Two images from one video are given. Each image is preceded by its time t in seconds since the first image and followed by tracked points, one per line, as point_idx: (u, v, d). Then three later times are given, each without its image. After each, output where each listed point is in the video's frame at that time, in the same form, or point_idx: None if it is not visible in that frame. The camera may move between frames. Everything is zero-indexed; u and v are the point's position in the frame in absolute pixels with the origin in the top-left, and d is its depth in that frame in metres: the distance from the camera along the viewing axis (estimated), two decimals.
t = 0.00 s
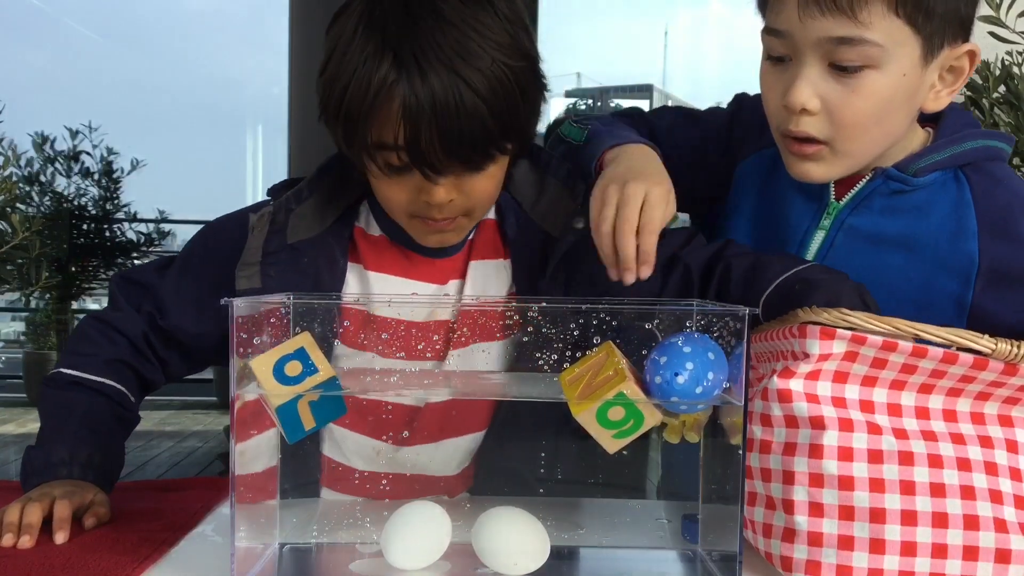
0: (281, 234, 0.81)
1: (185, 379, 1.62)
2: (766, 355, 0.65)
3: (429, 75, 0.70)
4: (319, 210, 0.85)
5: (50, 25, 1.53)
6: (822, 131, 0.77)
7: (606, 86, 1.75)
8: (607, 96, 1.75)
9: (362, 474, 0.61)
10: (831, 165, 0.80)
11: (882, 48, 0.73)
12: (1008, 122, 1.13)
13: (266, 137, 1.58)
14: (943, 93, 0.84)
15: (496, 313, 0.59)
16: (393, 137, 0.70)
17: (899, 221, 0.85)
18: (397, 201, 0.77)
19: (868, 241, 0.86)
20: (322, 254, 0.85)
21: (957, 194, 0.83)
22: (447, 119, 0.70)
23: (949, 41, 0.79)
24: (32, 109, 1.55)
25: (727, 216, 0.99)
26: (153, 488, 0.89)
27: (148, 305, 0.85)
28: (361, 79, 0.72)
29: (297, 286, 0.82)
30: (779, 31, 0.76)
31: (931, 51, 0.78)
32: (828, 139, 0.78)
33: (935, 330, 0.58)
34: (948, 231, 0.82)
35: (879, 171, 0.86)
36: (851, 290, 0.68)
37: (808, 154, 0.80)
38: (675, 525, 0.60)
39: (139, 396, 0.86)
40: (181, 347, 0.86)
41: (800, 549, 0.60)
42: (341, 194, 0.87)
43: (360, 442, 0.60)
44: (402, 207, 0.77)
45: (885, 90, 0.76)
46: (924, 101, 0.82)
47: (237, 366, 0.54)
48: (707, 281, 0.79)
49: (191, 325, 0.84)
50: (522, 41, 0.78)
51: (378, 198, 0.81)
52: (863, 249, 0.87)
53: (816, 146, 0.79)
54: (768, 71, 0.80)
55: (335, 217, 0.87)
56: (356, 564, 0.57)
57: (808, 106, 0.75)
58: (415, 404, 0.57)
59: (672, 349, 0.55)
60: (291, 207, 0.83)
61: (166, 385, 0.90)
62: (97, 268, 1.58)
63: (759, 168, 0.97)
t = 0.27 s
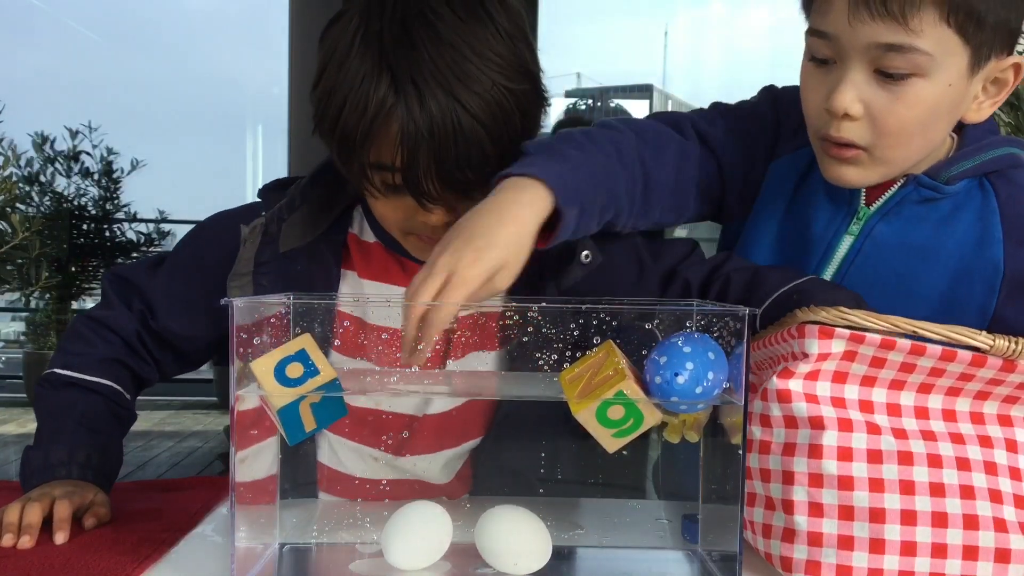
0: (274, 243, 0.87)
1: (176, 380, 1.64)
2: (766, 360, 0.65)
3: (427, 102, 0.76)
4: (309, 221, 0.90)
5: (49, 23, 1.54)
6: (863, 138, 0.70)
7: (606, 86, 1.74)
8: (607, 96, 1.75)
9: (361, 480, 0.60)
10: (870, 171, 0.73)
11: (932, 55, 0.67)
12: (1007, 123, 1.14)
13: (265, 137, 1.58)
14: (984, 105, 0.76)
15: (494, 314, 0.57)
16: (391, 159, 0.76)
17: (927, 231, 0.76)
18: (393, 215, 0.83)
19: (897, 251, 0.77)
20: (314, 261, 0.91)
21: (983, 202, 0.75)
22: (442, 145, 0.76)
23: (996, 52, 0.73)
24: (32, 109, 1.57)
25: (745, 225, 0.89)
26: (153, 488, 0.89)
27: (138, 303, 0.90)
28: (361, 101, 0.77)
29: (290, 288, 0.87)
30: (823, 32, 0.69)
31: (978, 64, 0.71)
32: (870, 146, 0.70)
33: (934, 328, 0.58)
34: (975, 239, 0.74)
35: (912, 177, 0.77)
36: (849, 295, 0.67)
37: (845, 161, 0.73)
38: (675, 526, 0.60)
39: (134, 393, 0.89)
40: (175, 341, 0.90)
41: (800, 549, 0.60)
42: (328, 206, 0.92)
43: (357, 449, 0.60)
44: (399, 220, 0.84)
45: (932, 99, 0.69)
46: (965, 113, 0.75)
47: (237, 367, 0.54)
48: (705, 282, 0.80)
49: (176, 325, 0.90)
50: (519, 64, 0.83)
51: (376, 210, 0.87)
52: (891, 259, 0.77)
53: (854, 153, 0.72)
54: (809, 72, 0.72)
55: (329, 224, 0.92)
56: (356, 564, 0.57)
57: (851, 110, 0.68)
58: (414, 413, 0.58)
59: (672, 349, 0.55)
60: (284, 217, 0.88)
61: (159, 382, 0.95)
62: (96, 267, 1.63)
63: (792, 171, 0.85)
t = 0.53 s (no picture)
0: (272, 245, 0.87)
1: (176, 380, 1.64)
2: (766, 359, 0.65)
3: (408, 102, 0.76)
4: (308, 225, 0.91)
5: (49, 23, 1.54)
6: (879, 149, 0.69)
7: (606, 86, 1.74)
8: (607, 96, 1.74)
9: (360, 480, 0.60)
10: (883, 183, 0.72)
11: (959, 70, 0.65)
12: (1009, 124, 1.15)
13: (265, 137, 1.58)
14: (1006, 125, 0.75)
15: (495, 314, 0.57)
16: (370, 156, 0.76)
17: (939, 245, 0.76)
18: (378, 216, 0.83)
19: (909, 266, 0.76)
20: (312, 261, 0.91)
21: (994, 215, 0.75)
22: (421, 144, 0.75)
23: None
24: (33, 110, 1.59)
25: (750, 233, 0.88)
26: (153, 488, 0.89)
27: (139, 304, 0.90)
28: (346, 98, 0.77)
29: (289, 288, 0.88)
30: (850, 38, 0.67)
31: (1005, 83, 0.70)
32: (886, 156, 0.70)
33: (935, 329, 0.58)
34: (987, 251, 0.74)
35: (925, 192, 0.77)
36: (849, 289, 0.68)
37: (859, 170, 0.72)
38: (674, 525, 0.60)
39: (135, 394, 0.89)
40: (176, 342, 0.90)
41: (800, 549, 0.60)
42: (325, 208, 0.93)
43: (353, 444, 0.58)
44: (383, 222, 0.83)
45: (955, 115, 0.68)
46: (986, 132, 0.74)
47: (237, 366, 0.54)
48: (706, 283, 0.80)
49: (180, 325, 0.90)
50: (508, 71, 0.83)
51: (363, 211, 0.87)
52: (903, 274, 0.77)
53: (869, 163, 0.71)
54: (832, 76, 0.71)
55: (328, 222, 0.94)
56: (355, 564, 0.57)
57: (869, 120, 0.66)
58: (416, 413, 0.58)
59: (672, 349, 0.55)
60: (283, 217, 0.88)
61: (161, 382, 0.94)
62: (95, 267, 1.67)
63: (800, 181, 0.85)
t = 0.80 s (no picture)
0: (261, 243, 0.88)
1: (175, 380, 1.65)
2: (767, 356, 0.65)
3: (354, 101, 0.75)
4: (295, 224, 0.92)
5: (49, 24, 1.55)
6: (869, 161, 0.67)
7: (607, 87, 1.74)
8: (607, 96, 1.74)
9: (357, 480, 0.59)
10: (874, 195, 0.70)
11: (959, 87, 0.63)
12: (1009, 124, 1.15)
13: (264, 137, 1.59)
14: (1003, 141, 0.74)
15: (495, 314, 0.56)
16: (322, 157, 0.76)
17: (939, 250, 0.75)
18: (345, 213, 0.83)
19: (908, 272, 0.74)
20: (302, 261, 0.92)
21: (992, 220, 0.74)
22: (371, 144, 0.75)
23: None
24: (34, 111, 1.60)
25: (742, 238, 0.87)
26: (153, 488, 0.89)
27: (133, 305, 0.91)
28: (294, 100, 0.77)
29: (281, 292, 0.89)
30: (851, 47, 0.65)
31: (1006, 100, 0.68)
32: (879, 170, 0.67)
33: (939, 334, 0.57)
34: (987, 258, 0.73)
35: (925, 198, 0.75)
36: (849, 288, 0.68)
37: (851, 181, 0.70)
38: (674, 524, 0.60)
39: (130, 395, 0.90)
40: (168, 343, 0.91)
41: (800, 549, 0.60)
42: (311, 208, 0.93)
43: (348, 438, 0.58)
44: (349, 218, 0.83)
45: (953, 133, 0.66)
46: (982, 147, 0.72)
47: (237, 367, 0.54)
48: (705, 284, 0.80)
49: (172, 327, 0.90)
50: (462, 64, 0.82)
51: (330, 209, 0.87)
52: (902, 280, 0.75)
53: (862, 175, 0.69)
54: (830, 84, 0.69)
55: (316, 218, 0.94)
56: (355, 564, 0.57)
57: (863, 133, 0.64)
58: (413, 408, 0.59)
59: (671, 348, 0.55)
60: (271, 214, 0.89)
61: (156, 383, 0.95)
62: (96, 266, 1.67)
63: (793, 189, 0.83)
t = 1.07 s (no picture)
0: (244, 237, 0.89)
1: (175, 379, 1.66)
2: (766, 356, 0.65)
3: (321, 80, 0.75)
4: (279, 217, 0.92)
5: (48, 24, 1.55)
6: (858, 162, 0.66)
7: (606, 86, 1.75)
8: (607, 96, 1.76)
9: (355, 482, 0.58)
10: (866, 199, 0.70)
11: (948, 90, 0.63)
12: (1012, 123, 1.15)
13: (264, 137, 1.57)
14: (995, 145, 0.73)
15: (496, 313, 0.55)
16: (293, 138, 0.76)
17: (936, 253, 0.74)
18: (322, 198, 0.83)
19: (906, 276, 0.73)
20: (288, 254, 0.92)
21: (989, 220, 0.75)
22: (342, 124, 0.75)
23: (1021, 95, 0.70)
24: (34, 111, 1.62)
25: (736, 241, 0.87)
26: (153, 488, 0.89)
27: (121, 307, 0.91)
28: (265, 85, 0.78)
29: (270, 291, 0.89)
30: (840, 51, 0.66)
31: (997, 105, 0.68)
32: (870, 173, 0.67)
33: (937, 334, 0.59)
34: (984, 259, 0.72)
35: (919, 201, 0.75)
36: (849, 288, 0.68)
37: (843, 184, 0.70)
38: (674, 524, 0.60)
39: (124, 395, 0.90)
40: (157, 343, 0.91)
41: (800, 549, 0.60)
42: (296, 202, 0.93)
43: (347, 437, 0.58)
44: (326, 203, 0.83)
45: (944, 136, 0.65)
46: (974, 151, 0.72)
47: (237, 366, 0.54)
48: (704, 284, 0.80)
49: (164, 328, 0.91)
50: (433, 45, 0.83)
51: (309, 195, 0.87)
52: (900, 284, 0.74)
53: (853, 178, 0.68)
54: (820, 88, 0.69)
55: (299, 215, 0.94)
56: (355, 564, 0.57)
57: (853, 135, 0.64)
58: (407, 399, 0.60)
59: (671, 346, 0.55)
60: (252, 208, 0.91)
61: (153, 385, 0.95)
62: (96, 266, 1.69)
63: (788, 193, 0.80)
